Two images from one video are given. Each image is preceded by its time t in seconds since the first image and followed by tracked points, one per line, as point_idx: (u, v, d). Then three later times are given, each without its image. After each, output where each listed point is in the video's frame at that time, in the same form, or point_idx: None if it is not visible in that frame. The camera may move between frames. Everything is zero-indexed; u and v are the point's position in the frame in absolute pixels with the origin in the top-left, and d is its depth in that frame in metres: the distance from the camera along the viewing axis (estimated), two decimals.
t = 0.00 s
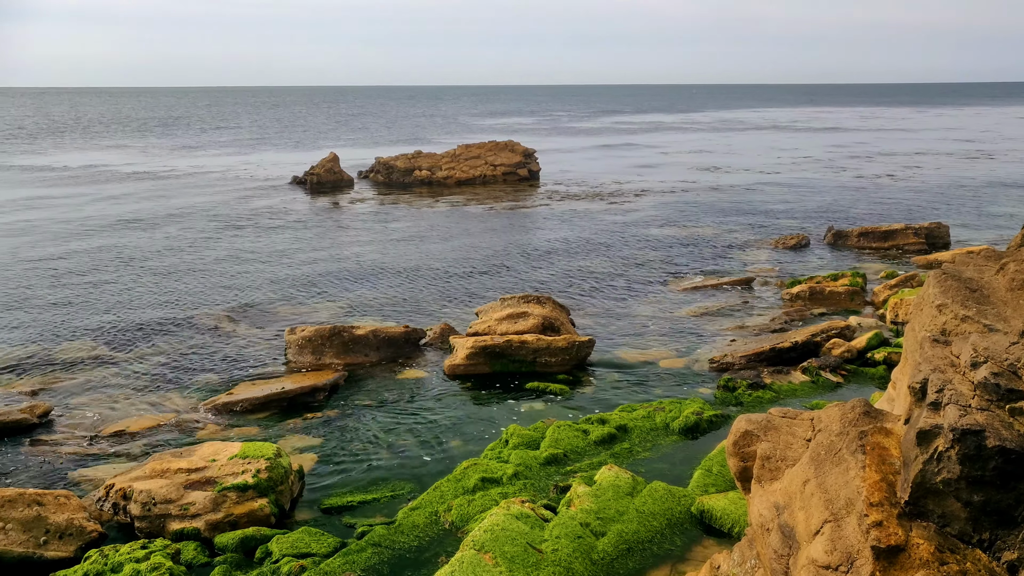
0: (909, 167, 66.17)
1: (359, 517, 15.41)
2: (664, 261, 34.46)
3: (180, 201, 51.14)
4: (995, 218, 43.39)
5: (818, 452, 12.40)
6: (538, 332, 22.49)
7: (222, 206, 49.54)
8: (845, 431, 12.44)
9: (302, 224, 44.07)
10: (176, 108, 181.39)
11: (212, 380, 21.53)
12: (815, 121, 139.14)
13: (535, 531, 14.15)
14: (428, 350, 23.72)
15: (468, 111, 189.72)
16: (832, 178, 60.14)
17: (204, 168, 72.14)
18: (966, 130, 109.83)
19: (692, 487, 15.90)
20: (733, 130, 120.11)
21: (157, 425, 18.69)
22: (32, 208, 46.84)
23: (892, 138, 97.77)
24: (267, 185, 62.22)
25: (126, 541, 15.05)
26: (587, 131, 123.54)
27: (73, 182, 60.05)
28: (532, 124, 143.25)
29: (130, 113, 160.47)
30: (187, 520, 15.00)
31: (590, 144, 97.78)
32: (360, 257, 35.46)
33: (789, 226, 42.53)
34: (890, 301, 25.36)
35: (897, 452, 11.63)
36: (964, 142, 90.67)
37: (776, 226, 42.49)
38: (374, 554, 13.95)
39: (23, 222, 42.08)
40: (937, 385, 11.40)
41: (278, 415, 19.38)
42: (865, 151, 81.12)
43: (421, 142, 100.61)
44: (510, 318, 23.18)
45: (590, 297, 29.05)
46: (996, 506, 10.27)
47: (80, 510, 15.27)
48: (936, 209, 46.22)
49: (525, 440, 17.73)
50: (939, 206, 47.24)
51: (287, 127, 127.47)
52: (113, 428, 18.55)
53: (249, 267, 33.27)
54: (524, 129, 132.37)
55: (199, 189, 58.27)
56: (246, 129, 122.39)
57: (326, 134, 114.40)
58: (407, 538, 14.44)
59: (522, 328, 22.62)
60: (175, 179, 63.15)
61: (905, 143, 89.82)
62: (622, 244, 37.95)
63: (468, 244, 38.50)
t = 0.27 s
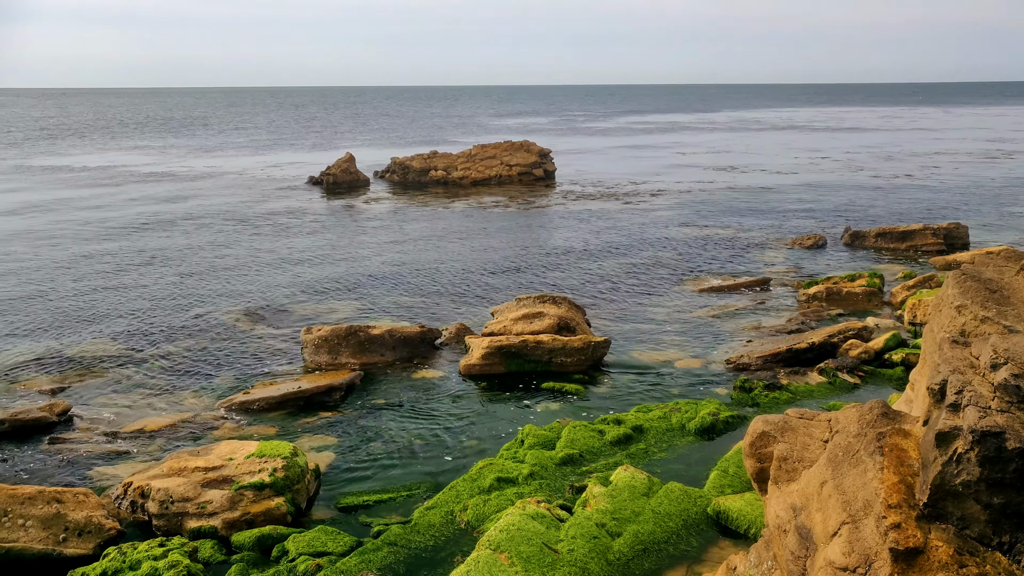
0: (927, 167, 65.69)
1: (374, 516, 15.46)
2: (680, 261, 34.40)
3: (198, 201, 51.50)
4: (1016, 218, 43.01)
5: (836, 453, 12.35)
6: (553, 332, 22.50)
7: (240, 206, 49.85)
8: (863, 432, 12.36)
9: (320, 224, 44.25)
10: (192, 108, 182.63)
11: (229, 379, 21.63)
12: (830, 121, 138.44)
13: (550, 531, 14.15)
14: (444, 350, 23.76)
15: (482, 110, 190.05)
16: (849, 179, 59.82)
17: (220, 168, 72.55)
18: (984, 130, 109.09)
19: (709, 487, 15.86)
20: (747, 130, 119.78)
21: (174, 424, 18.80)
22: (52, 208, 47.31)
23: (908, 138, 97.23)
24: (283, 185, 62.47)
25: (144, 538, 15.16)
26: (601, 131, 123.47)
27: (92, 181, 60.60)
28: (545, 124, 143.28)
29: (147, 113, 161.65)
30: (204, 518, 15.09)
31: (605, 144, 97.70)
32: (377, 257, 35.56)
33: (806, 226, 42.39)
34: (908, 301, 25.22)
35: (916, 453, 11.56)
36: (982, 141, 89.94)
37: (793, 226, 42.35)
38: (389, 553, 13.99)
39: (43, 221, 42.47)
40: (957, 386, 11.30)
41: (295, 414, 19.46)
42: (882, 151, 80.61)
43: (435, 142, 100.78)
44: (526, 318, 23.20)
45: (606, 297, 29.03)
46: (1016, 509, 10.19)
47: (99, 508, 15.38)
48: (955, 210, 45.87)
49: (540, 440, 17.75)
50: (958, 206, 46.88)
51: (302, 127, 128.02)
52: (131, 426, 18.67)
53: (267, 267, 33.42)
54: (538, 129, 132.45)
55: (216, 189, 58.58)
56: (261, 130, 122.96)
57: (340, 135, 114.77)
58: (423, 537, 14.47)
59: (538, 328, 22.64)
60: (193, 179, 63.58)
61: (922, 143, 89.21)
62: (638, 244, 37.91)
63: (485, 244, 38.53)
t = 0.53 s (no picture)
0: (940, 167, 65.34)
1: (385, 515, 15.49)
2: (691, 261, 34.35)
3: (210, 201, 51.69)
4: None
5: (848, 454, 12.30)
6: (564, 332, 22.49)
7: (252, 206, 50.02)
8: (875, 433, 12.29)
9: (332, 223, 44.36)
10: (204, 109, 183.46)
11: (241, 378, 21.71)
12: (841, 121, 137.92)
13: (561, 531, 14.15)
14: (455, 350, 23.78)
15: (492, 110, 190.03)
16: (861, 179, 59.57)
17: (232, 167, 72.80)
18: (997, 130, 108.41)
19: (719, 488, 15.82)
20: (757, 130, 119.48)
21: (186, 423, 18.87)
22: (66, 207, 47.56)
23: (920, 138, 96.81)
24: (294, 184, 62.62)
25: (156, 536, 15.23)
26: (610, 131, 123.35)
27: (105, 181, 60.92)
28: (555, 124, 143.23)
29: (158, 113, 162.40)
30: (215, 517, 15.15)
31: (616, 144, 97.60)
32: (389, 256, 35.62)
33: (818, 226, 42.24)
34: (920, 302, 25.11)
35: (928, 454, 11.51)
36: (996, 142, 89.37)
37: (805, 226, 42.21)
38: (400, 552, 14.01)
39: (56, 221, 42.71)
40: (970, 387, 11.21)
41: (306, 414, 19.50)
42: (895, 151, 80.20)
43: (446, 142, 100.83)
44: (537, 317, 23.20)
45: (617, 297, 29.01)
46: None
47: (111, 506, 15.45)
48: (969, 210, 45.62)
49: (550, 440, 17.74)
50: (972, 207, 46.60)
51: (312, 127, 128.31)
52: (143, 426, 18.76)
53: (278, 266, 33.52)
54: (547, 128, 132.42)
55: (228, 188, 58.79)
56: (271, 130, 123.32)
57: (350, 134, 114.97)
58: (434, 536, 14.48)
59: (549, 328, 22.64)
60: (205, 179, 63.81)
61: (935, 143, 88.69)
62: (649, 244, 37.86)
63: (497, 243, 38.55)
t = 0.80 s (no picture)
0: (952, 167, 65.02)
1: (395, 514, 15.52)
2: (700, 261, 34.32)
3: (221, 200, 51.85)
4: None
5: (858, 456, 12.28)
6: (573, 332, 22.48)
7: (263, 206, 50.16)
8: (886, 434, 12.25)
9: (342, 223, 44.45)
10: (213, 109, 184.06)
11: (251, 378, 21.77)
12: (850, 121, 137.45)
13: (570, 531, 14.14)
14: (463, 350, 23.80)
15: (500, 110, 189.87)
16: (871, 179, 59.37)
17: (242, 167, 73.03)
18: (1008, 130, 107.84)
19: (729, 489, 15.79)
20: (766, 130, 119.25)
21: (197, 423, 18.93)
22: (77, 207, 47.78)
23: (930, 138, 96.47)
24: (304, 184, 62.80)
25: (166, 535, 15.30)
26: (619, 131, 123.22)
27: (117, 181, 61.18)
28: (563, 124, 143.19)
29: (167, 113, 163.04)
30: (225, 516, 15.20)
31: (625, 145, 97.50)
32: (399, 256, 35.68)
33: (828, 227, 42.13)
34: (931, 303, 25.01)
35: (939, 456, 11.46)
36: (1008, 142, 88.91)
37: (815, 226, 42.10)
38: (409, 552, 14.03)
39: (68, 221, 42.91)
40: (982, 388, 11.14)
41: (316, 413, 19.56)
42: (906, 152, 79.89)
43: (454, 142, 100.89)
44: (546, 317, 23.21)
45: (627, 298, 29.00)
46: None
47: (122, 505, 15.52)
48: (981, 211, 45.40)
49: (560, 440, 17.74)
50: (984, 207, 46.37)
51: (321, 127, 128.61)
52: (154, 424, 18.84)
53: (289, 266, 33.61)
54: (555, 128, 132.43)
55: (238, 188, 58.98)
56: (280, 130, 123.60)
57: (359, 134, 115.17)
58: (443, 536, 14.50)
59: (558, 328, 22.63)
60: (216, 179, 63.99)
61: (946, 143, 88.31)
62: (658, 244, 37.84)
63: (507, 243, 38.59)
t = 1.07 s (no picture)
0: (964, 168, 64.67)
1: (404, 513, 15.55)
2: (711, 261, 34.26)
3: (232, 200, 52.04)
4: None
5: (870, 457, 12.23)
6: (583, 332, 22.47)
7: (274, 205, 50.32)
8: (898, 435, 12.20)
9: (353, 223, 44.55)
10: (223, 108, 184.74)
11: (261, 377, 21.84)
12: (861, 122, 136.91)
13: (580, 531, 14.13)
14: (473, 350, 23.81)
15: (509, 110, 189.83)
16: (883, 180, 59.12)
17: (253, 167, 73.26)
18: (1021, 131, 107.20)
19: (739, 490, 15.75)
20: (775, 131, 119.00)
21: (208, 421, 19.00)
22: (90, 206, 48.03)
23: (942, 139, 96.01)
24: (315, 184, 62.95)
25: (177, 532, 15.36)
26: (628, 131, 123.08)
27: (128, 180, 61.49)
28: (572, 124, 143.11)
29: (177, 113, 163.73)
30: (236, 514, 15.24)
31: (635, 145, 97.37)
32: (410, 255, 35.73)
33: (839, 227, 41.99)
34: (943, 304, 24.89)
35: (952, 457, 11.41)
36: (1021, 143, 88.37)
37: (826, 227, 41.98)
38: (419, 551, 14.05)
39: (81, 220, 43.15)
40: (995, 389, 11.07)
41: (326, 411, 19.61)
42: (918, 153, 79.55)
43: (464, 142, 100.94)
44: (556, 317, 23.21)
45: (637, 298, 28.97)
46: None
47: (134, 503, 15.59)
48: (994, 212, 45.14)
49: (569, 440, 17.74)
50: (998, 209, 46.11)
51: (330, 127, 128.86)
52: (165, 423, 18.93)
53: (299, 265, 33.69)
54: (565, 128, 132.46)
55: (249, 188, 59.15)
56: (290, 129, 123.92)
57: (369, 134, 115.34)
58: (453, 536, 14.51)
59: (568, 328, 22.62)
60: (227, 178, 64.27)
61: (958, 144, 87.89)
62: (668, 244, 37.79)
63: (517, 243, 38.60)
